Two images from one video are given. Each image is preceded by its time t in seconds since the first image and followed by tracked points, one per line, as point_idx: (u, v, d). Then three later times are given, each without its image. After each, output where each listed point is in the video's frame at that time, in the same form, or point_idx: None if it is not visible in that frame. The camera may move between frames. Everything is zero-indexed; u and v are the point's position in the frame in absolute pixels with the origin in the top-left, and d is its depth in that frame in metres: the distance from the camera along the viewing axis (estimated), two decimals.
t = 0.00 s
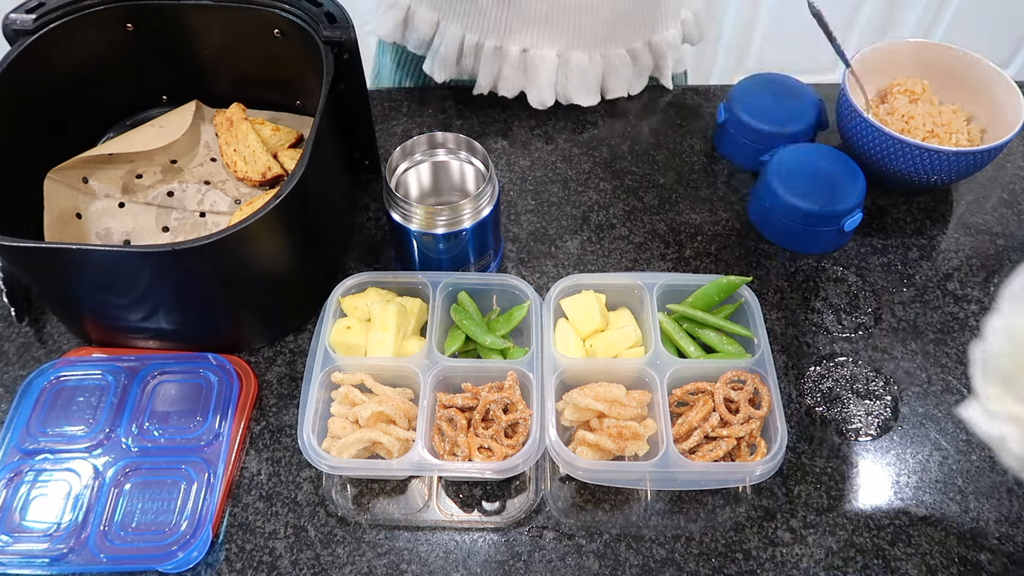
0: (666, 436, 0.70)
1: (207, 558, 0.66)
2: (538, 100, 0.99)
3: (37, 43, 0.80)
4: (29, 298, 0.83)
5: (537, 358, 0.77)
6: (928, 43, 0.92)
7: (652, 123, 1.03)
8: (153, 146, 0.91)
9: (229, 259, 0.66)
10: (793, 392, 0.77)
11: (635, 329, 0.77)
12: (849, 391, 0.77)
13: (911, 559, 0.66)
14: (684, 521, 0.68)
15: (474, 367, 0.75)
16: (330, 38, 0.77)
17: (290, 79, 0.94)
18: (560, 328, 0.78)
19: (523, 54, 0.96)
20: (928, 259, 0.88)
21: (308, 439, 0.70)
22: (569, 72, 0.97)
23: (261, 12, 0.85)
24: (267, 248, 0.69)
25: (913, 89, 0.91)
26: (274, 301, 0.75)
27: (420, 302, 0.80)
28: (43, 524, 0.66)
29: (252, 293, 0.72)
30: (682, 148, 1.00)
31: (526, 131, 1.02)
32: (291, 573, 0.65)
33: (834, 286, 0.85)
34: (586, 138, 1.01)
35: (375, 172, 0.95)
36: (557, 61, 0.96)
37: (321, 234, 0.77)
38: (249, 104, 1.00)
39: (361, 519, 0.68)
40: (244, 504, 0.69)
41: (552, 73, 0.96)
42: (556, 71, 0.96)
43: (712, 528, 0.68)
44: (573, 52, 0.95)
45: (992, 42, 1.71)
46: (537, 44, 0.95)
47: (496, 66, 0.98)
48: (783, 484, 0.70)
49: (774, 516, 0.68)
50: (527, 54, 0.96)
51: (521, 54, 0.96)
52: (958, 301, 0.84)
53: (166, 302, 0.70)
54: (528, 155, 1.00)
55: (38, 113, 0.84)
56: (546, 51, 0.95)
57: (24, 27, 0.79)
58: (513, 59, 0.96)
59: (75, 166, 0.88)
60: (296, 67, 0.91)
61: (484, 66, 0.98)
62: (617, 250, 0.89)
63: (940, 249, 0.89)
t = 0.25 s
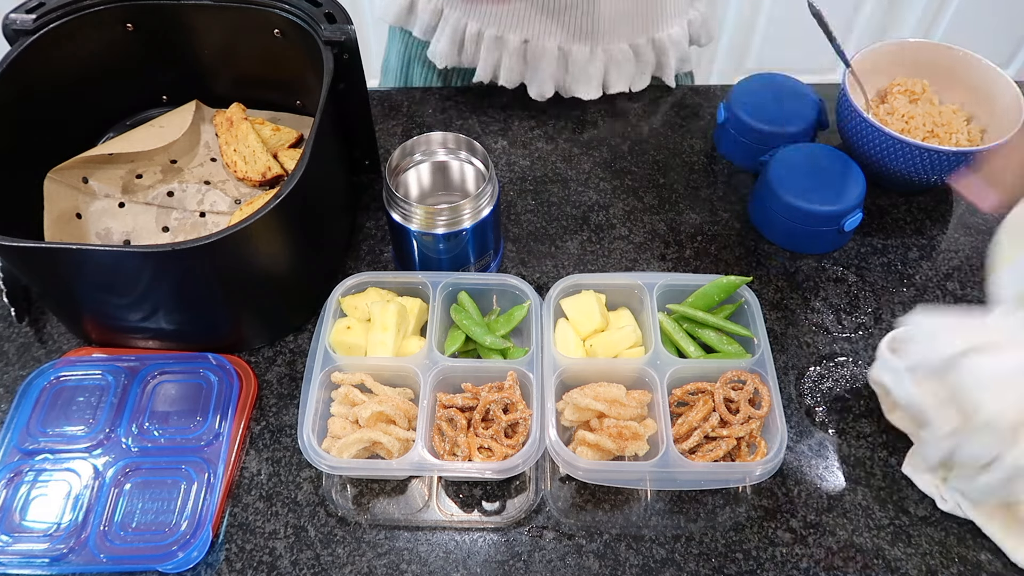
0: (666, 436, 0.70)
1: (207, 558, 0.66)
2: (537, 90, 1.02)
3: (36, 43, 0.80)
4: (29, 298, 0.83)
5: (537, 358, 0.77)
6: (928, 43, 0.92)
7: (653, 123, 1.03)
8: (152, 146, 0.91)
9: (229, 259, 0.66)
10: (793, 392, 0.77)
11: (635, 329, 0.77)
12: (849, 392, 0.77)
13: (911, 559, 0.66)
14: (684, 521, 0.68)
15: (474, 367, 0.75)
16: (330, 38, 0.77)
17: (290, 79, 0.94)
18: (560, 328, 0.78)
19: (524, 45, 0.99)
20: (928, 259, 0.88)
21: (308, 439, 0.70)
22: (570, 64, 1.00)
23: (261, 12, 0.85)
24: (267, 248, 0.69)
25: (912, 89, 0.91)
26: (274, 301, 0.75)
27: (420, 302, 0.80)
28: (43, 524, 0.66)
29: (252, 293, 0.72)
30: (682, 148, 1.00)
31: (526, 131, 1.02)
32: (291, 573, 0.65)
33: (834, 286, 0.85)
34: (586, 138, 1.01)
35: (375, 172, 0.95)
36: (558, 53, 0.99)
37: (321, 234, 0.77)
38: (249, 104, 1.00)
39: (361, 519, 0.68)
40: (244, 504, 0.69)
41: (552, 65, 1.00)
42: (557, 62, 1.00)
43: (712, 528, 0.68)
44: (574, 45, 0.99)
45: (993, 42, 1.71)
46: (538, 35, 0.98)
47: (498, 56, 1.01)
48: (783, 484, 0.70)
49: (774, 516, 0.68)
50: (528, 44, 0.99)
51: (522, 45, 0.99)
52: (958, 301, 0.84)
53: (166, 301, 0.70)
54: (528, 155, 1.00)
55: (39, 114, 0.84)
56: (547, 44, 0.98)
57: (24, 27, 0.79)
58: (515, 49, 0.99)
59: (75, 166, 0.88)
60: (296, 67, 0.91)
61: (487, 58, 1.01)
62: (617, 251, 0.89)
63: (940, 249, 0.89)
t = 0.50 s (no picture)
0: (666, 436, 0.70)
1: (207, 557, 0.66)
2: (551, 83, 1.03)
3: (36, 43, 0.79)
4: (29, 298, 0.83)
5: (537, 358, 0.77)
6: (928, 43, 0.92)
7: (653, 123, 1.03)
8: (153, 146, 0.91)
9: (229, 259, 0.66)
10: (793, 392, 0.77)
11: (636, 329, 0.77)
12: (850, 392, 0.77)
13: (911, 559, 0.66)
14: (684, 521, 0.68)
15: (474, 367, 0.75)
16: (330, 38, 0.77)
17: (290, 79, 0.94)
18: (560, 328, 0.78)
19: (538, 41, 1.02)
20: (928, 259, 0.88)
21: (308, 439, 0.70)
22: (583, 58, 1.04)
23: (261, 13, 0.85)
24: (267, 248, 0.69)
25: (912, 89, 0.91)
26: (274, 301, 0.75)
27: (420, 302, 0.80)
28: (43, 524, 0.66)
29: (252, 293, 0.72)
30: (682, 148, 1.00)
31: (526, 131, 1.02)
32: (291, 573, 0.65)
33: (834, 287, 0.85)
34: (586, 138, 1.01)
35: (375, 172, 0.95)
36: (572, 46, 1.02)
37: (321, 233, 0.77)
38: (249, 104, 1.00)
39: (361, 519, 0.68)
40: (244, 504, 0.69)
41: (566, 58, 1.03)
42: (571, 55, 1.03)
43: (712, 528, 0.68)
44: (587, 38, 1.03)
45: (993, 41, 1.71)
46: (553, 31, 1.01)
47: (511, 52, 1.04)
48: (783, 484, 0.70)
49: (774, 516, 0.68)
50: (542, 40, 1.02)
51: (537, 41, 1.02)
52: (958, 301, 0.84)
53: (166, 302, 0.70)
54: (528, 155, 1.00)
55: (39, 114, 0.84)
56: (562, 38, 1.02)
57: (24, 27, 0.79)
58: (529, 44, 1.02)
59: (75, 166, 0.88)
60: (296, 67, 0.91)
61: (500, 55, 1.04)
62: (617, 251, 0.89)
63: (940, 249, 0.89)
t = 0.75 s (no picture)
0: (666, 436, 0.70)
1: (207, 557, 0.66)
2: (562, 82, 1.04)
3: (36, 43, 0.79)
4: (29, 298, 0.83)
5: (537, 358, 0.77)
6: (927, 43, 0.92)
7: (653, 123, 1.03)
8: (153, 146, 0.91)
9: (229, 259, 0.66)
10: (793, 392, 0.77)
11: (636, 329, 0.77)
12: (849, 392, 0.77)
13: (910, 559, 0.66)
14: (684, 521, 0.68)
15: (474, 367, 0.75)
16: (330, 38, 0.77)
17: (290, 79, 0.94)
18: (560, 328, 0.78)
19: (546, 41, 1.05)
20: (928, 259, 0.88)
21: (308, 438, 0.70)
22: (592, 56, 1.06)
23: (261, 13, 0.85)
24: (267, 248, 0.69)
25: (912, 89, 0.91)
26: (274, 301, 0.75)
27: (420, 302, 0.80)
28: (43, 524, 0.66)
29: (252, 293, 0.72)
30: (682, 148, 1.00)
31: (526, 131, 1.02)
32: (291, 573, 0.65)
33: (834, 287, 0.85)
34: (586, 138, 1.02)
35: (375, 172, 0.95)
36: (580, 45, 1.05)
37: (321, 233, 0.77)
38: (249, 104, 1.00)
39: (361, 519, 0.68)
40: (244, 504, 0.69)
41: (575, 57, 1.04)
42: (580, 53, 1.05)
43: (712, 528, 0.68)
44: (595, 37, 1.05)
45: (994, 40, 1.70)
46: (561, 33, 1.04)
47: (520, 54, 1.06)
48: (783, 484, 0.70)
49: (774, 516, 0.68)
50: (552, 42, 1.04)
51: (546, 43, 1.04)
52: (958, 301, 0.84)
53: (166, 302, 0.70)
54: (528, 155, 1.00)
55: (39, 114, 0.84)
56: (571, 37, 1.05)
57: (24, 27, 0.79)
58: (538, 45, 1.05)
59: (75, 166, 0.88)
60: (296, 67, 0.92)
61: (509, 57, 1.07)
62: (617, 251, 0.89)
63: (940, 249, 0.89)
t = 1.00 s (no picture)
0: (666, 436, 0.70)
1: (207, 558, 0.66)
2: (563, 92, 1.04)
3: (36, 43, 0.80)
4: (29, 298, 0.83)
5: (537, 358, 0.77)
6: (927, 43, 0.92)
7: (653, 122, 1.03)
8: (153, 146, 0.91)
9: (229, 259, 0.66)
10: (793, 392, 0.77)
11: (636, 329, 0.77)
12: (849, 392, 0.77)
13: (910, 559, 0.66)
14: (684, 521, 0.68)
15: (474, 367, 0.75)
16: (330, 38, 0.77)
17: (290, 80, 0.94)
18: (560, 328, 0.78)
19: (545, 49, 1.04)
20: (928, 259, 0.88)
21: (308, 438, 0.70)
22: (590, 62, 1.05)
23: (261, 13, 0.85)
24: (267, 248, 0.69)
25: (913, 89, 0.91)
26: (274, 301, 0.75)
27: (420, 302, 0.80)
28: (43, 524, 0.66)
29: (252, 293, 0.72)
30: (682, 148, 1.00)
31: (526, 131, 1.02)
32: (291, 573, 0.65)
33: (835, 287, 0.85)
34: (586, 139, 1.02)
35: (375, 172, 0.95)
36: (579, 51, 1.04)
37: (321, 234, 0.77)
38: (249, 104, 1.00)
39: (361, 519, 0.68)
40: (244, 504, 0.69)
41: (574, 65, 1.03)
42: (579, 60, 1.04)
43: (712, 529, 0.68)
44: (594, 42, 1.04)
45: (995, 40, 1.70)
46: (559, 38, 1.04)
47: (518, 63, 1.05)
48: (783, 484, 0.70)
49: (774, 516, 0.68)
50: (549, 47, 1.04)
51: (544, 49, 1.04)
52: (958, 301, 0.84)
53: (166, 302, 0.70)
54: (528, 155, 1.00)
55: (39, 114, 0.84)
56: (569, 43, 1.03)
57: (24, 27, 0.79)
58: (537, 53, 1.04)
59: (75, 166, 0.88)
60: (295, 67, 0.92)
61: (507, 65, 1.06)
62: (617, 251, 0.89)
63: (940, 249, 0.89)
